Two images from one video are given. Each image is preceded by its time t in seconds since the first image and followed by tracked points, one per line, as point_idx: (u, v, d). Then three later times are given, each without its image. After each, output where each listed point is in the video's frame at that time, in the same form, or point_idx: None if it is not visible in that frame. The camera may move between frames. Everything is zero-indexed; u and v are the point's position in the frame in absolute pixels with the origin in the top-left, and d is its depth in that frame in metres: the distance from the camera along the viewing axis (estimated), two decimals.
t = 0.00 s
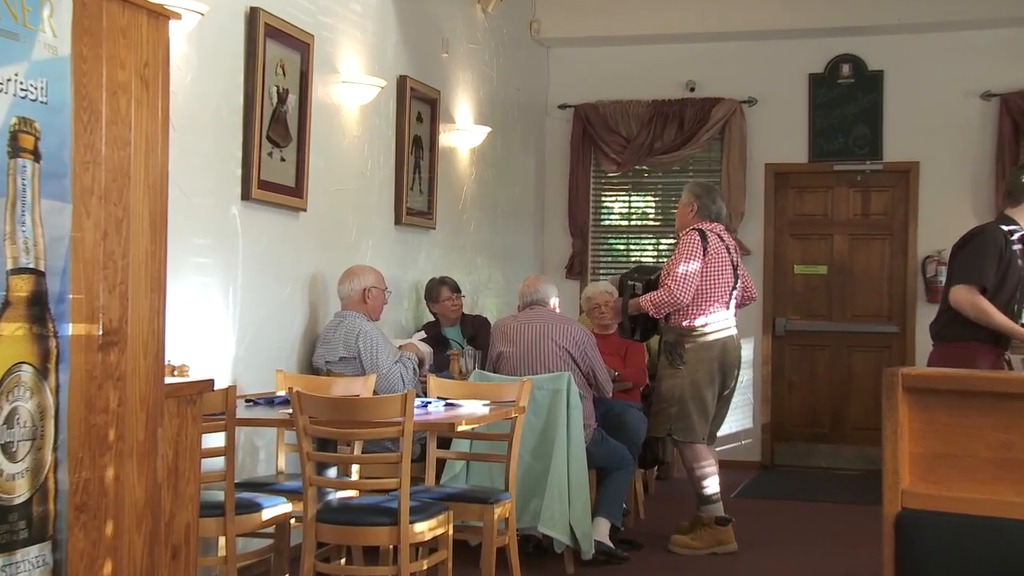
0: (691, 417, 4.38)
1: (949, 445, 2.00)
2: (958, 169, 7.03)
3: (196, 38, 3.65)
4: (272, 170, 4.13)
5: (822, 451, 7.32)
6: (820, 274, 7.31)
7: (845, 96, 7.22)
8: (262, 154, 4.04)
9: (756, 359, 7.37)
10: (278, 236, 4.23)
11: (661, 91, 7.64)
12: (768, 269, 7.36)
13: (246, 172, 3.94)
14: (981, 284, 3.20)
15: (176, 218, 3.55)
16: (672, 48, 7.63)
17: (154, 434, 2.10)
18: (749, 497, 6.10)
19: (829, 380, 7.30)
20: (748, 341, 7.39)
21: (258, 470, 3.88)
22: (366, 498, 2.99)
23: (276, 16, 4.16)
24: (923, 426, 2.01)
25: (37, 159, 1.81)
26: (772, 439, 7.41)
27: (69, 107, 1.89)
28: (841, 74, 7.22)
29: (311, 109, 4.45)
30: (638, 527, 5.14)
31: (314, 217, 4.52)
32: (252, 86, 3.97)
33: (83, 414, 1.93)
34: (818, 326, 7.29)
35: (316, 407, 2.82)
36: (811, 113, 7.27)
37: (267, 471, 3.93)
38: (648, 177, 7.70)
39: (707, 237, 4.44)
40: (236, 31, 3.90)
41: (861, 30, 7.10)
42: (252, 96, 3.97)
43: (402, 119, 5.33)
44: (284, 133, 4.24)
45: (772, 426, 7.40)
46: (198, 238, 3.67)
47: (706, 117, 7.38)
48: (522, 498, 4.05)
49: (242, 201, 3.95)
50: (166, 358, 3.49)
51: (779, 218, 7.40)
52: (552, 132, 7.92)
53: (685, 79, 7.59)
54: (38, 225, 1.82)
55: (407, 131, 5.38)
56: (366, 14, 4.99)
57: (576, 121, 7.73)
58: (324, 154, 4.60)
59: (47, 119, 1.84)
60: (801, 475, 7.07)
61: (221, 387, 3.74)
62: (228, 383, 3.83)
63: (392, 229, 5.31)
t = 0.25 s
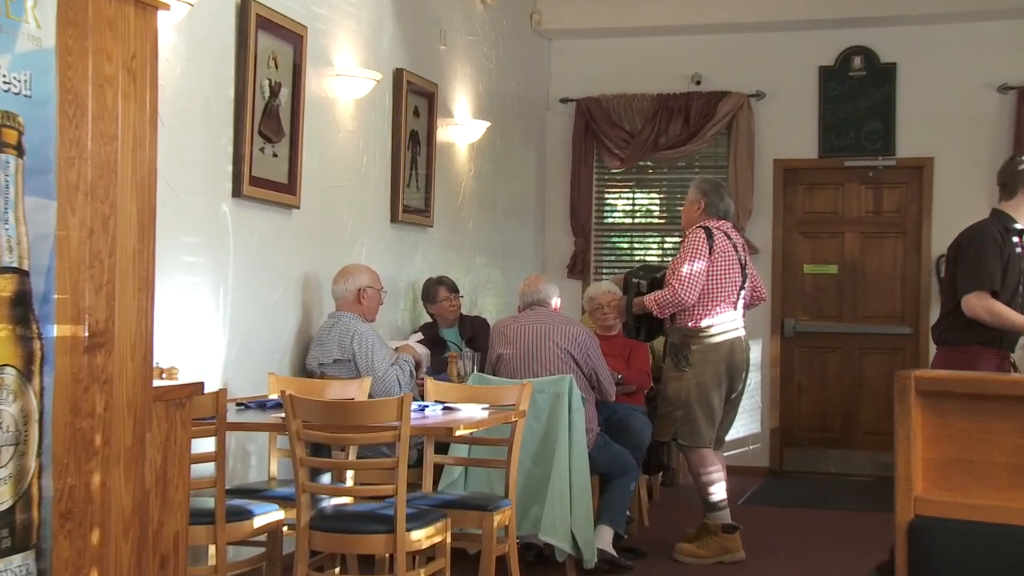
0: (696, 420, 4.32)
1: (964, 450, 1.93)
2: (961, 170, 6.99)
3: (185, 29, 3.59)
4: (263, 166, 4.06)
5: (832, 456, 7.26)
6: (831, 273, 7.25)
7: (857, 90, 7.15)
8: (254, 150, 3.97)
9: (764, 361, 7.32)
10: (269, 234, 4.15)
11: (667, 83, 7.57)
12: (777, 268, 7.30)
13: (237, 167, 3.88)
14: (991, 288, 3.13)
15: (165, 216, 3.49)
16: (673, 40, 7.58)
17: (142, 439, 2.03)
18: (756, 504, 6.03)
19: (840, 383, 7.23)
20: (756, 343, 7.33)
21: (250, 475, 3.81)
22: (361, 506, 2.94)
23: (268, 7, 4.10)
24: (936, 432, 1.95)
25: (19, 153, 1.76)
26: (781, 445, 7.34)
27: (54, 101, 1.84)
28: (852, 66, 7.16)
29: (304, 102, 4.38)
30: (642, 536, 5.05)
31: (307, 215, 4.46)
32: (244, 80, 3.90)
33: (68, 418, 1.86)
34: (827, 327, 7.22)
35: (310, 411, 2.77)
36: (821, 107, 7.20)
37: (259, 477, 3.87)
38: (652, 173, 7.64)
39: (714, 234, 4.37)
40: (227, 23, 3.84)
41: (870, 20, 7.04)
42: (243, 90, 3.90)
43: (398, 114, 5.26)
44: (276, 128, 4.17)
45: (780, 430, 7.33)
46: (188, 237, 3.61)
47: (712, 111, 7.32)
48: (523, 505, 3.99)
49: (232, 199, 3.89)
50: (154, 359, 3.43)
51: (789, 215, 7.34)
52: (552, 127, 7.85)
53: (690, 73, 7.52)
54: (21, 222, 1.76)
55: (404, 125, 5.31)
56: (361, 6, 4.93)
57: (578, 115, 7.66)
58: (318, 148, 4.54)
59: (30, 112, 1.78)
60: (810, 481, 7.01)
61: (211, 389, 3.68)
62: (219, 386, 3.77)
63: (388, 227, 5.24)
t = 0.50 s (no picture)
0: (702, 423, 4.25)
1: (980, 455, 1.86)
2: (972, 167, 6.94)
3: (173, 21, 3.52)
4: (254, 162, 3.99)
5: (844, 462, 7.19)
6: (842, 273, 7.19)
7: (869, 82, 7.08)
8: (244, 145, 3.91)
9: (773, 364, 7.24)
10: (259, 231, 4.08)
11: (673, 76, 7.50)
12: (785, 265, 7.25)
13: (227, 163, 3.81)
14: (969, 292, 3.07)
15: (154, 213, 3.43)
16: (674, 32, 7.52)
17: (129, 444, 1.94)
18: (764, 512, 5.96)
19: (851, 387, 7.16)
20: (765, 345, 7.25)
21: (240, 481, 3.74)
22: (355, 513, 2.89)
23: None
24: (951, 436, 1.89)
25: None
26: (790, 450, 7.28)
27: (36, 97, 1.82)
28: (866, 59, 7.08)
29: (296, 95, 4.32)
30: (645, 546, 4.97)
31: (300, 212, 4.39)
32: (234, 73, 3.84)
33: (52, 423, 1.80)
34: (837, 328, 7.16)
35: (302, 415, 2.71)
36: (832, 102, 7.13)
37: (250, 483, 3.81)
38: (656, 169, 7.58)
39: (721, 232, 4.30)
40: (217, 14, 3.78)
41: (878, 11, 6.98)
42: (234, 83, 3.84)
43: (394, 108, 5.20)
44: (268, 122, 4.11)
45: (790, 435, 7.27)
46: (177, 235, 3.55)
47: (719, 105, 7.25)
48: (523, 513, 3.93)
49: (222, 196, 3.83)
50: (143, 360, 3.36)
51: (800, 212, 7.27)
52: (552, 123, 7.78)
53: (697, 65, 7.45)
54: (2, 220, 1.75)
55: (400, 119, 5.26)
56: None
57: (581, 108, 7.59)
58: (311, 143, 4.48)
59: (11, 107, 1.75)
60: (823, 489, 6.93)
61: (200, 392, 3.60)
62: (209, 390, 3.70)
63: (383, 225, 5.18)
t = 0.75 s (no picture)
0: (710, 427, 4.18)
1: (995, 461, 1.80)
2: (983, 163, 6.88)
3: (161, 12, 3.46)
4: (244, 159, 3.93)
5: (855, 468, 7.13)
6: (853, 272, 7.12)
7: (880, 76, 7.03)
8: (234, 140, 3.85)
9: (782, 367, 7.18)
10: (249, 229, 4.01)
11: (678, 70, 7.44)
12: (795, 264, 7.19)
13: (217, 159, 3.76)
14: (932, 296, 2.95)
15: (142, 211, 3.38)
16: (675, 23, 7.47)
17: (117, 450, 1.90)
18: (772, 520, 5.89)
19: (862, 390, 7.10)
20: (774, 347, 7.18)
21: (230, 488, 3.68)
22: (349, 520, 2.84)
23: None
24: (965, 441, 1.83)
25: None
26: (800, 456, 7.22)
27: (20, 88, 1.73)
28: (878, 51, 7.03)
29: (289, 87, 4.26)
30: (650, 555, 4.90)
31: (293, 211, 4.34)
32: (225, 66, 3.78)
33: (36, 428, 1.74)
34: (849, 330, 7.09)
35: (295, 419, 2.67)
36: (843, 94, 7.08)
37: (240, 490, 3.75)
38: (661, 166, 7.51)
39: (731, 230, 4.25)
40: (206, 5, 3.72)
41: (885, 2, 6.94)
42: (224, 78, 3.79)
43: (390, 103, 5.14)
44: (260, 117, 4.05)
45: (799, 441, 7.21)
46: (166, 233, 3.49)
47: (726, 98, 7.19)
48: (524, 520, 3.85)
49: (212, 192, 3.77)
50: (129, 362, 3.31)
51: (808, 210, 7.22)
52: (553, 117, 7.72)
53: (703, 57, 7.40)
54: None
55: (396, 114, 5.20)
56: None
57: (583, 102, 7.52)
58: (305, 137, 4.42)
59: None
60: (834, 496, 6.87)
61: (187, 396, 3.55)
62: (197, 393, 3.65)
63: (379, 222, 5.12)
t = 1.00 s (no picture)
0: (716, 429, 4.12)
1: (1012, 466, 1.74)
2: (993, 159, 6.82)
3: (150, 3, 3.40)
4: (235, 153, 3.86)
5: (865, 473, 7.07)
6: (863, 270, 7.06)
7: (893, 68, 6.96)
8: (224, 134, 3.79)
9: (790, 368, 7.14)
10: (238, 225, 3.94)
11: (683, 63, 7.39)
12: (806, 262, 7.12)
13: (207, 155, 3.70)
14: (920, 295, 2.94)
15: (131, 208, 3.32)
16: (676, 14, 7.42)
17: (104, 456, 1.84)
18: (782, 527, 5.82)
19: (874, 392, 7.04)
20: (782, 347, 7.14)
21: (221, 493, 3.63)
22: (343, 528, 2.78)
23: None
24: (980, 446, 1.77)
25: None
26: (809, 460, 7.16)
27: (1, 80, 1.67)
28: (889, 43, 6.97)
29: (281, 79, 4.21)
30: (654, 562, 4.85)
31: (286, 209, 4.28)
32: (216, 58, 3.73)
33: (19, 431, 1.69)
34: (862, 330, 7.02)
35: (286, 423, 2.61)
36: (854, 87, 7.02)
37: (231, 496, 3.69)
38: (665, 163, 7.46)
39: (741, 228, 4.19)
40: None
41: None
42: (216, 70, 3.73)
43: (385, 96, 5.08)
44: (251, 111, 3.99)
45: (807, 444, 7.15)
46: (155, 231, 3.44)
47: (732, 91, 7.13)
48: (525, 528, 3.79)
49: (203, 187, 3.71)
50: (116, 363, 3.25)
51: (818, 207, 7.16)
52: (554, 112, 7.66)
53: (707, 49, 7.35)
54: None
55: (392, 106, 5.14)
56: None
57: (585, 95, 7.46)
58: (298, 131, 4.37)
59: None
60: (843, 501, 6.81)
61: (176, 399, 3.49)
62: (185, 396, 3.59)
63: (375, 220, 5.07)
